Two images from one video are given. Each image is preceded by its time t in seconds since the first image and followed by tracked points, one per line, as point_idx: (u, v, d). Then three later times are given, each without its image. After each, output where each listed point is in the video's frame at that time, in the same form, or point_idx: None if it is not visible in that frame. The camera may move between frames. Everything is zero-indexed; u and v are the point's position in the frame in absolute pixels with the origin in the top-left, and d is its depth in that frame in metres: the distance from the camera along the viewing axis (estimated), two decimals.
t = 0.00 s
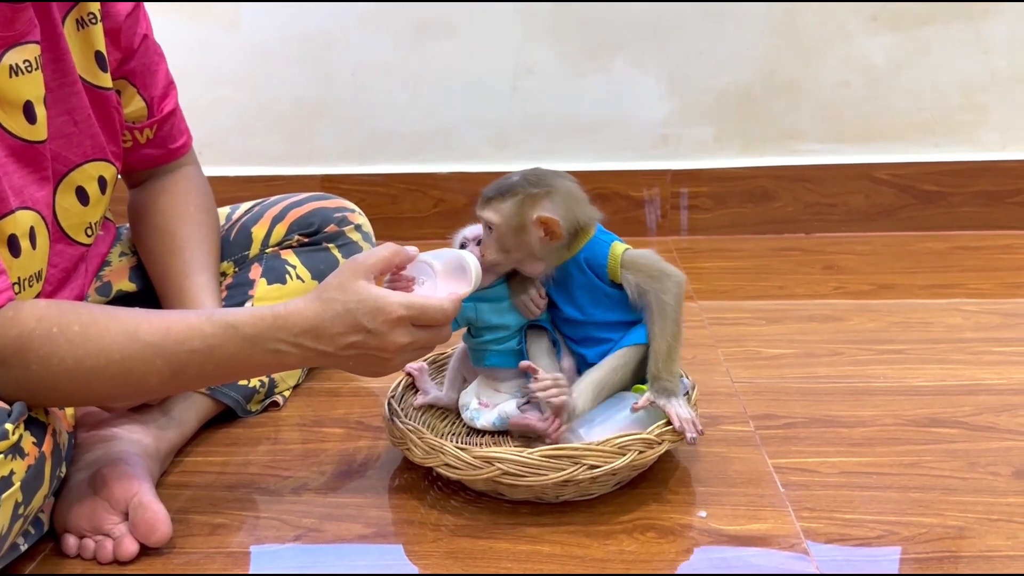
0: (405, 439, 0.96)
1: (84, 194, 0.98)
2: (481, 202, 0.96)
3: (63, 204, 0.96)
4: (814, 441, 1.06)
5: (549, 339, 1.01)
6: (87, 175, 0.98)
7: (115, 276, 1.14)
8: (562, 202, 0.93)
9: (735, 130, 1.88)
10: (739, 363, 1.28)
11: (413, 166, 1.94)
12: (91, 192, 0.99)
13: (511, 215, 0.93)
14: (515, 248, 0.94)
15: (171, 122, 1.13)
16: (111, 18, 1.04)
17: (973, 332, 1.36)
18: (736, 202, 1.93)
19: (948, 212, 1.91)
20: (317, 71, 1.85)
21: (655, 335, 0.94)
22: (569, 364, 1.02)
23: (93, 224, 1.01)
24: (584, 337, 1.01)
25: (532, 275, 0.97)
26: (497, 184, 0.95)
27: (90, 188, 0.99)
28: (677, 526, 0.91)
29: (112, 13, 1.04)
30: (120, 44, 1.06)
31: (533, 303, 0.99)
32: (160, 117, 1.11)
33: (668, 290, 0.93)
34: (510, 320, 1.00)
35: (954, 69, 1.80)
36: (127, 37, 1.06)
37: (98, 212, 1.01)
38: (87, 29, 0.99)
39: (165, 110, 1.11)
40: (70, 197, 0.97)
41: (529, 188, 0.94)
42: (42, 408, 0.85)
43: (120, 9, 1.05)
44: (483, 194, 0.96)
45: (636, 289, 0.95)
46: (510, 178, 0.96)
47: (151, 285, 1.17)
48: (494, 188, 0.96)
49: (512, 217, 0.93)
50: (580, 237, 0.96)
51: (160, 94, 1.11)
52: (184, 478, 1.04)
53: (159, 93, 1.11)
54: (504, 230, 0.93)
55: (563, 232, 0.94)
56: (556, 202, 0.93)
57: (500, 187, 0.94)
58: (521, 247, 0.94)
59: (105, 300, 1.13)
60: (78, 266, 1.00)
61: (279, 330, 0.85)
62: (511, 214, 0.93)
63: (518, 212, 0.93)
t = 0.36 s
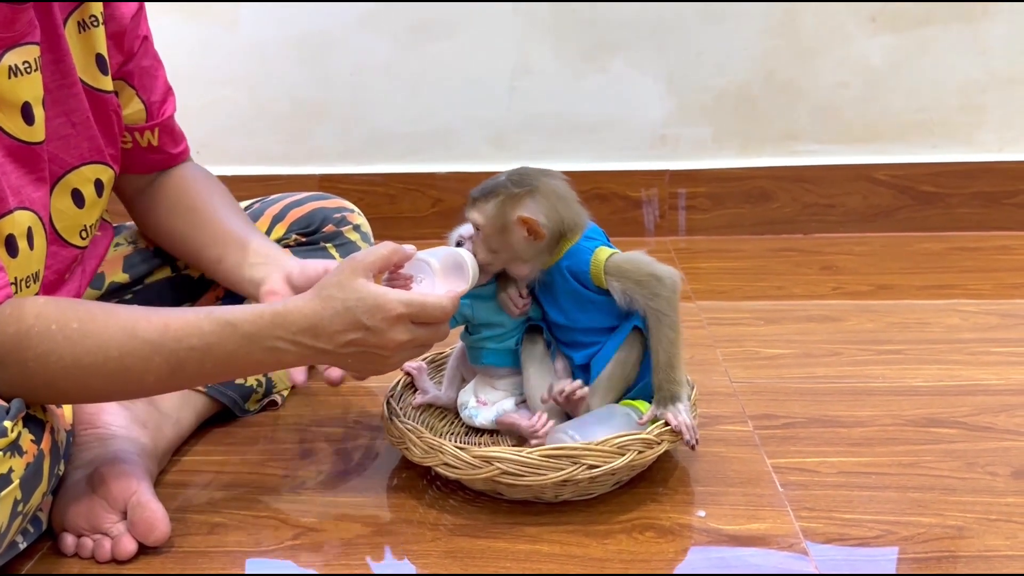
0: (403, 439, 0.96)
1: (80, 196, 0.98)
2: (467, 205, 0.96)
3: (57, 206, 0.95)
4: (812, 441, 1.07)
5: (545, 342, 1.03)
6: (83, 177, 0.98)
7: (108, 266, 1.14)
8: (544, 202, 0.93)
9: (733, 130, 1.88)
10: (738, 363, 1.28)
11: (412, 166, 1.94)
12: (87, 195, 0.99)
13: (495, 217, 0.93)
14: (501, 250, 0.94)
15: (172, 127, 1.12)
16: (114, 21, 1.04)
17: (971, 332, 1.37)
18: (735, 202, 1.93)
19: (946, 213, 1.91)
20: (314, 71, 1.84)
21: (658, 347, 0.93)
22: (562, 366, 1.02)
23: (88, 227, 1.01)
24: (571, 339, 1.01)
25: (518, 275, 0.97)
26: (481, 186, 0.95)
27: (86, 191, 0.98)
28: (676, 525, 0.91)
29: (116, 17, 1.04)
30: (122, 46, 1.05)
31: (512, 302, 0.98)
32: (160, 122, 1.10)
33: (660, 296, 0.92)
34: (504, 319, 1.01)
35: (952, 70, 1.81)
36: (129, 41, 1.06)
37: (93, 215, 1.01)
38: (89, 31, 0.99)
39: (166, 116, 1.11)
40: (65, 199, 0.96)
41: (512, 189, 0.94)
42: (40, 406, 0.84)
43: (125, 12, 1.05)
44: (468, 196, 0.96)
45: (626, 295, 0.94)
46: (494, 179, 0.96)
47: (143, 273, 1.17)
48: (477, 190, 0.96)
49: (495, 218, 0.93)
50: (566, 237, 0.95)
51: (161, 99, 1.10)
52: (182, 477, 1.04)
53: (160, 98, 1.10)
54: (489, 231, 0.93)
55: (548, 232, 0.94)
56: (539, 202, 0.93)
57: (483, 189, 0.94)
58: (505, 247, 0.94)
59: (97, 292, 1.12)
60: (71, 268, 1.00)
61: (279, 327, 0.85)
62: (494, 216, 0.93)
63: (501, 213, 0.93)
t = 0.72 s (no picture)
0: (398, 440, 0.96)
1: (75, 203, 0.98)
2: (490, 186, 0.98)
3: (51, 211, 0.95)
4: (807, 442, 1.07)
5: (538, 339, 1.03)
6: (79, 184, 0.98)
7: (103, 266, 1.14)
8: (565, 181, 0.95)
9: (729, 132, 1.89)
10: (734, 364, 1.29)
11: (409, 167, 1.94)
12: (83, 202, 0.98)
13: (516, 196, 0.94)
14: (521, 229, 0.95)
15: (173, 137, 1.12)
16: (117, 30, 1.03)
17: (966, 334, 1.37)
18: (731, 203, 1.94)
19: (942, 215, 1.92)
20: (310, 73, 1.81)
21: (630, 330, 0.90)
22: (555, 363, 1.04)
23: (83, 232, 1.00)
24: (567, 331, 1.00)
25: (536, 259, 0.98)
26: (505, 167, 0.97)
27: (81, 198, 0.98)
28: (671, 527, 0.91)
29: (118, 26, 1.03)
30: (123, 56, 1.04)
31: (505, 282, 1.00)
32: (159, 131, 1.09)
33: (656, 288, 0.89)
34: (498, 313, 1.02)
35: (949, 73, 1.80)
36: (131, 50, 1.05)
37: (88, 222, 1.01)
38: (91, 39, 0.98)
39: (165, 126, 1.10)
40: (59, 205, 0.96)
41: (533, 169, 0.95)
42: (34, 404, 0.84)
43: (127, 21, 1.04)
44: (490, 178, 0.98)
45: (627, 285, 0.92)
46: (517, 161, 0.98)
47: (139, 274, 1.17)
48: (501, 172, 0.98)
49: (517, 195, 0.94)
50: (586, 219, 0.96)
51: (161, 110, 1.10)
52: (177, 477, 1.04)
53: (161, 109, 1.09)
54: (509, 209, 0.95)
55: (569, 211, 0.95)
56: (560, 180, 0.95)
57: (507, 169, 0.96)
58: (526, 225, 0.95)
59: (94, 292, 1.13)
60: (64, 272, 1.00)
61: (275, 324, 0.85)
62: (516, 194, 0.94)
63: (522, 192, 0.94)
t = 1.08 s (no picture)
0: (394, 437, 0.96)
1: (71, 200, 0.97)
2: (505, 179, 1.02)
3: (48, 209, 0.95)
4: (803, 442, 1.07)
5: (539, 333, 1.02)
6: (75, 181, 0.97)
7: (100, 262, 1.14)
8: (573, 181, 0.97)
9: (726, 132, 1.89)
10: (730, 364, 1.29)
11: (406, 166, 1.94)
12: (79, 199, 0.98)
13: (524, 191, 0.98)
14: (527, 224, 0.99)
15: (172, 134, 1.11)
16: (115, 27, 1.03)
17: (962, 335, 1.37)
18: (727, 204, 1.94)
19: (938, 216, 1.92)
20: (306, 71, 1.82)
21: (505, 285, 0.89)
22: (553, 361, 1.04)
23: (79, 230, 1.00)
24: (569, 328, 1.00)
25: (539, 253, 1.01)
26: (521, 161, 1.01)
27: (78, 195, 0.98)
28: (667, 526, 0.91)
29: (116, 23, 1.03)
30: (121, 53, 1.04)
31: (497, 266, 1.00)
32: (157, 127, 1.09)
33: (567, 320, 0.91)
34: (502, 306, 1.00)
35: (945, 74, 1.81)
36: (129, 46, 1.05)
37: (85, 220, 1.00)
38: (89, 36, 0.98)
39: (163, 122, 1.09)
40: (55, 202, 0.96)
41: (544, 166, 0.98)
42: (30, 401, 0.84)
43: (124, 18, 1.04)
44: (505, 171, 1.02)
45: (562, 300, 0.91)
46: (532, 156, 1.01)
47: (137, 271, 1.17)
48: (516, 165, 1.01)
49: (525, 191, 0.98)
50: (591, 223, 0.98)
51: (160, 107, 1.09)
52: (173, 474, 1.04)
53: (160, 106, 1.09)
54: (517, 203, 0.98)
55: (574, 213, 0.97)
56: (568, 180, 0.97)
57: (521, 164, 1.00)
58: (531, 221, 0.98)
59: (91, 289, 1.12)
60: (60, 269, 1.00)
61: (272, 319, 0.84)
62: (524, 189, 0.98)
63: (529, 188, 0.97)
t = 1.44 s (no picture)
0: (394, 433, 0.96)
1: (72, 193, 0.97)
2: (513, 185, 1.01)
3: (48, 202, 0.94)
4: (803, 439, 1.07)
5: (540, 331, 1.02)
6: (76, 174, 0.97)
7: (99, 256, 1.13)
8: (585, 188, 0.97)
9: (726, 130, 1.89)
10: (730, 362, 1.29)
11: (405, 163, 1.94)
12: (79, 192, 0.98)
13: (535, 199, 0.98)
14: (539, 232, 0.99)
15: (173, 128, 1.11)
16: (117, 20, 1.03)
17: (961, 334, 1.37)
18: (727, 202, 1.94)
19: (937, 215, 1.92)
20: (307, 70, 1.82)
21: (507, 291, 0.90)
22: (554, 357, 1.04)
23: (79, 223, 1.00)
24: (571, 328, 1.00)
25: (550, 258, 1.02)
26: (529, 167, 1.00)
27: (79, 188, 0.98)
28: (667, 522, 0.91)
29: (118, 15, 1.02)
30: (123, 45, 1.03)
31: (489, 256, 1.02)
32: (159, 119, 1.08)
33: (573, 327, 0.91)
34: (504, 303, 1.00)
35: (945, 74, 1.81)
36: (130, 39, 1.04)
37: (85, 213, 1.00)
38: (90, 29, 0.97)
39: (166, 114, 1.09)
40: (55, 195, 0.96)
41: (554, 173, 0.98)
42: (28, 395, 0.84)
43: (126, 11, 1.03)
44: (511, 177, 1.01)
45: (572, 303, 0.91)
46: (540, 162, 1.00)
47: (136, 267, 1.16)
48: (523, 171, 1.01)
49: (536, 200, 0.98)
50: (602, 229, 0.98)
51: (162, 100, 1.09)
52: (172, 470, 1.03)
53: (162, 100, 1.09)
54: (529, 211, 0.98)
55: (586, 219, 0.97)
56: (579, 187, 0.97)
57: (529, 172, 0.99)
58: (543, 228, 0.98)
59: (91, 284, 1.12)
60: (61, 262, 1.00)
61: (273, 320, 0.84)
62: (535, 198, 0.98)
63: (541, 196, 0.97)
